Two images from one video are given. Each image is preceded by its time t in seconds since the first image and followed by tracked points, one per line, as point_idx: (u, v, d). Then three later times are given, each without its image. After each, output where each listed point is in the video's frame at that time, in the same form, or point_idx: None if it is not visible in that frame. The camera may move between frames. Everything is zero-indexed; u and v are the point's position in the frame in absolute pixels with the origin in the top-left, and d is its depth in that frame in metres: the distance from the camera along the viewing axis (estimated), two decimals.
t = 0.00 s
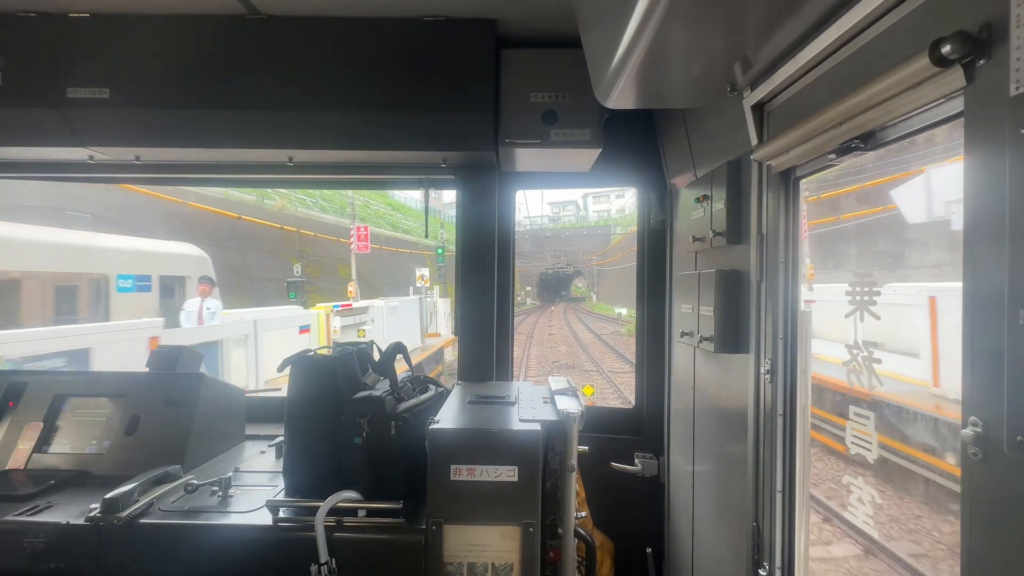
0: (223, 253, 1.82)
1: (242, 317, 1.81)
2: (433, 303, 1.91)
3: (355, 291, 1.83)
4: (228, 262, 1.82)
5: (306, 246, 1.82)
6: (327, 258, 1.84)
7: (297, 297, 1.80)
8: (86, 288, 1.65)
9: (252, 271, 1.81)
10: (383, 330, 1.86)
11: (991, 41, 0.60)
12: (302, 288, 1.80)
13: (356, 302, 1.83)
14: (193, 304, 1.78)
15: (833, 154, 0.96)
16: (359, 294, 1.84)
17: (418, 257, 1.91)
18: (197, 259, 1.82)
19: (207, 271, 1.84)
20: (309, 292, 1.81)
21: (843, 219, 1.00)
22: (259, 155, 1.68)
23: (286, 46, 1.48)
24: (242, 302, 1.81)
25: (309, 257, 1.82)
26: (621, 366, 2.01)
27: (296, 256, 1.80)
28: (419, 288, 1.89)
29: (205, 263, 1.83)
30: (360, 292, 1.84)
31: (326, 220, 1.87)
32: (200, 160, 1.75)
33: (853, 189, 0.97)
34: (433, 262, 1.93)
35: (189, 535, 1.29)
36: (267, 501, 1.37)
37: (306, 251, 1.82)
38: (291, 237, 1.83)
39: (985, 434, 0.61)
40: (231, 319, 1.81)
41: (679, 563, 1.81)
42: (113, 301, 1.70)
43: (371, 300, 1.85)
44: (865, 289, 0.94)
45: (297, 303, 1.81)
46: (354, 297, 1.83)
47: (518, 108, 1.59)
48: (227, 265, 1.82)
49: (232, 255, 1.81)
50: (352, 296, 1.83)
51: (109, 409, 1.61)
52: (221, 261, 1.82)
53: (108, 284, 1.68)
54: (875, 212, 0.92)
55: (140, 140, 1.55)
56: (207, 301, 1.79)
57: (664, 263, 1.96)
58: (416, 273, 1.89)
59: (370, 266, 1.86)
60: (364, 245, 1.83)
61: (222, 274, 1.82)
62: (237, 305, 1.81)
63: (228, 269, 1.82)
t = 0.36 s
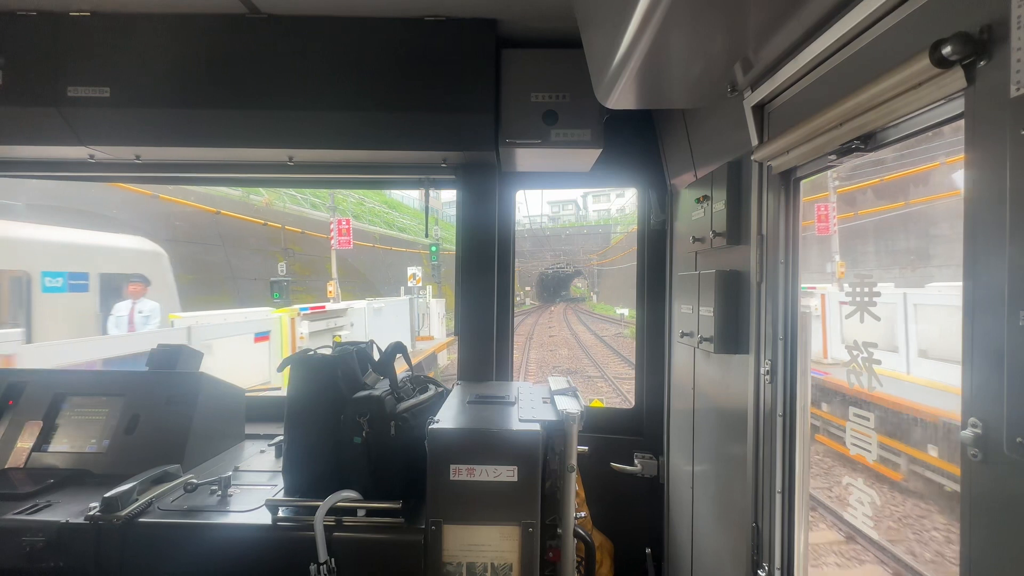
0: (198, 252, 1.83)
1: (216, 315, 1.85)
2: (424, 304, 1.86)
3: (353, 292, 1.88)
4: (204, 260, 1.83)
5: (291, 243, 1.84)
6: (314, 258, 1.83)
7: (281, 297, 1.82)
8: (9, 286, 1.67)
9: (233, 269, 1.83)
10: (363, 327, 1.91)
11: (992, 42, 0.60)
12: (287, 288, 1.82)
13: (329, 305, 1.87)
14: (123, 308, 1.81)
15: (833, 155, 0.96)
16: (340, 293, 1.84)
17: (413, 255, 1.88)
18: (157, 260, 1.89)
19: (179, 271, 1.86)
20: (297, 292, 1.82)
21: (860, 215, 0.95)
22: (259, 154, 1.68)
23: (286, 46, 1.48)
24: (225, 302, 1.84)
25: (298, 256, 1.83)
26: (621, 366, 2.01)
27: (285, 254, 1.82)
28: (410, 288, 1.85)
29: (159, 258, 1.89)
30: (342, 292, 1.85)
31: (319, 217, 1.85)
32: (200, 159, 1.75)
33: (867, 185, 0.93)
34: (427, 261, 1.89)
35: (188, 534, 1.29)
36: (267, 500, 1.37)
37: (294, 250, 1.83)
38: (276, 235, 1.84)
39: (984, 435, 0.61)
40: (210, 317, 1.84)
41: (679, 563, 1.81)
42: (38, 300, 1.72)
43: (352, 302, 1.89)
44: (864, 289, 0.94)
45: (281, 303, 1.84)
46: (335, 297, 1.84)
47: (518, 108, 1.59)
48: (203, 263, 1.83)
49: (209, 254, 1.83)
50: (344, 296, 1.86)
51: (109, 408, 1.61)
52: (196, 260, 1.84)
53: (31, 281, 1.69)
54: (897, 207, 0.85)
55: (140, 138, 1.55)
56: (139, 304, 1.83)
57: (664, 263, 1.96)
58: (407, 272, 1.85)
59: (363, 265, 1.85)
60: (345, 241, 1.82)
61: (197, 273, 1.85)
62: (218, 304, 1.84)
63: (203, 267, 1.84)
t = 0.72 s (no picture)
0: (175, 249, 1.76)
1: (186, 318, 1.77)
2: (414, 305, 1.82)
3: (344, 291, 1.86)
4: (182, 258, 1.77)
5: (275, 241, 1.80)
6: (299, 259, 1.81)
7: (263, 297, 1.79)
8: None
9: (213, 266, 1.80)
10: (339, 327, 1.91)
11: (994, 45, 0.60)
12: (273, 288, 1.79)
13: (294, 308, 1.83)
14: (25, 314, 1.71)
15: (834, 157, 0.96)
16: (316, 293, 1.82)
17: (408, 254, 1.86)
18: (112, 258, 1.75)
19: (146, 271, 1.74)
20: (282, 292, 1.80)
21: (878, 211, 0.91)
22: (260, 152, 1.68)
23: (288, 44, 1.48)
24: (207, 303, 1.81)
25: (283, 254, 1.81)
26: (620, 367, 2.01)
27: (274, 254, 1.79)
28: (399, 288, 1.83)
29: (93, 253, 1.73)
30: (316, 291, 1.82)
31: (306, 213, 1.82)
32: (200, 156, 1.75)
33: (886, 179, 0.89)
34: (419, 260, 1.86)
35: (187, 532, 1.29)
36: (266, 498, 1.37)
37: (279, 247, 1.80)
38: (258, 231, 1.81)
39: (983, 438, 0.61)
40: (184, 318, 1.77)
41: (677, 564, 1.81)
42: None
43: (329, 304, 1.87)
44: (864, 291, 0.94)
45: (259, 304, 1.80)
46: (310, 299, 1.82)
47: (519, 108, 1.59)
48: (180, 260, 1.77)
49: (188, 251, 1.78)
50: (333, 296, 1.85)
51: (109, 406, 1.61)
52: (171, 257, 1.76)
53: None
54: (921, 201, 0.79)
55: (141, 136, 1.55)
56: (43, 310, 1.73)
57: (664, 264, 1.96)
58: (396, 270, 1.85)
59: (350, 267, 1.85)
60: (324, 235, 1.81)
61: (171, 272, 1.76)
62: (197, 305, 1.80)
63: (178, 265, 1.77)
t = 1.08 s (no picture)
0: (153, 248, 1.78)
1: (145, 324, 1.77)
2: (406, 307, 1.79)
3: (335, 291, 1.88)
4: (159, 258, 1.79)
5: (259, 238, 1.82)
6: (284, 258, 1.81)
7: (246, 297, 1.80)
8: None
9: (191, 266, 1.82)
10: (311, 331, 1.86)
11: (994, 46, 0.60)
12: (256, 288, 1.81)
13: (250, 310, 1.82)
14: None
15: (834, 157, 0.96)
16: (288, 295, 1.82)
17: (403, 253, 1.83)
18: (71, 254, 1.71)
19: (121, 271, 1.75)
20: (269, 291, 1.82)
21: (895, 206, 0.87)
22: (260, 151, 1.69)
23: (288, 44, 1.48)
24: (184, 304, 1.82)
25: (271, 252, 1.81)
26: (620, 367, 2.01)
27: (261, 254, 1.80)
28: (390, 288, 1.81)
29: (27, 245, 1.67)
30: (287, 288, 1.82)
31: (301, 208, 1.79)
32: (200, 156, 1.75)
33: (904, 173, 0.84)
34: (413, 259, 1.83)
35: (187, 532, 1.29)
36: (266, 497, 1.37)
37: (264, 245, 1.81)
38: (242, 228, 1.82)
39: (984, 439, 0.61)
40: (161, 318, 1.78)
41: (677, 565, 1.80)
42: None
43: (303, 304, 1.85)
44: (865, 291, 0.94)
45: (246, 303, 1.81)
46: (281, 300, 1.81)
47: (520, 108, 1.59)
48: (158, 260, 1.78)
49: (165, 251, 1.79)
50: (324, 296, 1.88)
51: (109, 405, 1.61)
52: (149, 257, 1.77)
53: None
54: (944, 195, 0.73)
55: (142, 135, 1.55)
56: None
57: (665, 264, 1.96)
58: (388, 269, 1.83)
59: (343, 264, 1.87)
60: (299, 229, 1.80)
61: (148, 272, 1.77)
62: (174, 306, 1.81)
63: (155, 265, 1.78)
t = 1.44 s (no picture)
0: (134, 246, 1.77)
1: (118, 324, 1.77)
2: (399, 308, 1.81)
3: (328, 291, 1.88)
4: (141, 256, 1.78)
5: (245, 237, 1.81)
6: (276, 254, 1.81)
7: (229, 297, 1.78)
8: None
9: (176, 264, 1.81)
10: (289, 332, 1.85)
11: (994, 44, 0.60)
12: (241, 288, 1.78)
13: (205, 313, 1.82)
14: None
15: (834, 155, 0.96)
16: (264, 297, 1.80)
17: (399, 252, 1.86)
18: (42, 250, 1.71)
19: (97, 269, 1.75)
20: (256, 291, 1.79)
21: (917, 203, 0.82)
22: (260, 152, 1.69)
23: (287, 45, 1.48)
24: (165, 303, 1.80)
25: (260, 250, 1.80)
26: (621, 367, 2.01)
27: (248, 252, 1.79)
28: (383, 288, 1.82)
29: None
30: (261, 288, 1.80)
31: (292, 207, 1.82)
32: (199, 157, 1.75)
33: (927, 167, 0.79)
34: (407, 257, 1.86)
35: (188, 533, 1.29)
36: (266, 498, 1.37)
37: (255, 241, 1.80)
38: (230, 226, 1.83)
39: (985, 437, 0.61)
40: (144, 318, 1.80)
41: (678, 564, 1.80)
42: None
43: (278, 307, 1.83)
44: (865, 289, 0.94)
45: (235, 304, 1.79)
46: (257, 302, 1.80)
47: (519, 108, 1.59)
48: (139, 259, 1.78)
49: (146, 249, 1.78)
50: (317, 297, 1.87)
51: (110, 406, 1.62)
52: (128, 256, 1.77)
53: None
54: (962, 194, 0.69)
55: (141, 136, 1.55)
56: None
57: (664, 264, 1.96)
58: (379, 268, 1.84)
59: (338, 263, 1.87)
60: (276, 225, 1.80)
61: (126, 271, 1.77)
62: (154, 305, 1.79)
63: (137, 264, 1.78)
